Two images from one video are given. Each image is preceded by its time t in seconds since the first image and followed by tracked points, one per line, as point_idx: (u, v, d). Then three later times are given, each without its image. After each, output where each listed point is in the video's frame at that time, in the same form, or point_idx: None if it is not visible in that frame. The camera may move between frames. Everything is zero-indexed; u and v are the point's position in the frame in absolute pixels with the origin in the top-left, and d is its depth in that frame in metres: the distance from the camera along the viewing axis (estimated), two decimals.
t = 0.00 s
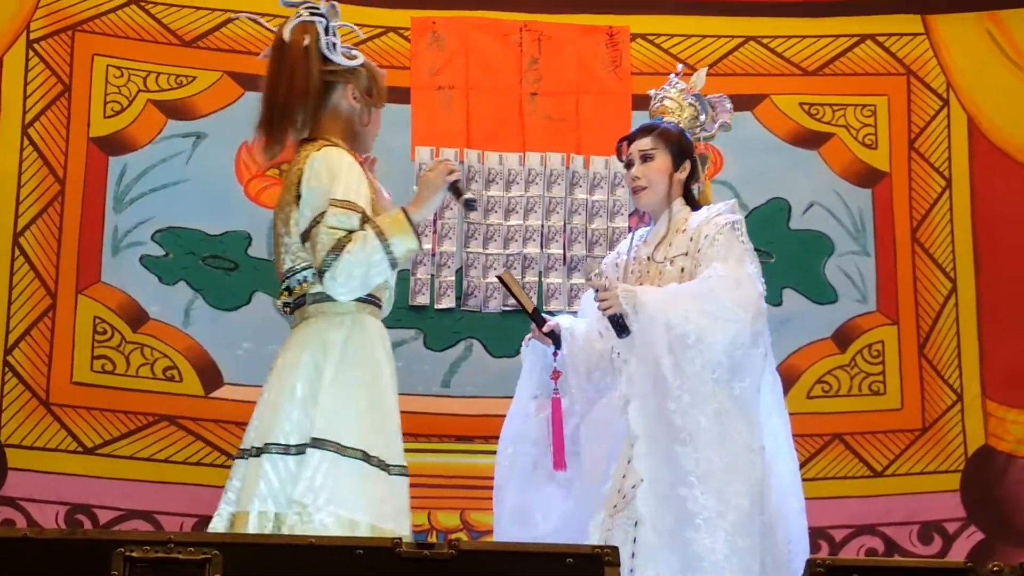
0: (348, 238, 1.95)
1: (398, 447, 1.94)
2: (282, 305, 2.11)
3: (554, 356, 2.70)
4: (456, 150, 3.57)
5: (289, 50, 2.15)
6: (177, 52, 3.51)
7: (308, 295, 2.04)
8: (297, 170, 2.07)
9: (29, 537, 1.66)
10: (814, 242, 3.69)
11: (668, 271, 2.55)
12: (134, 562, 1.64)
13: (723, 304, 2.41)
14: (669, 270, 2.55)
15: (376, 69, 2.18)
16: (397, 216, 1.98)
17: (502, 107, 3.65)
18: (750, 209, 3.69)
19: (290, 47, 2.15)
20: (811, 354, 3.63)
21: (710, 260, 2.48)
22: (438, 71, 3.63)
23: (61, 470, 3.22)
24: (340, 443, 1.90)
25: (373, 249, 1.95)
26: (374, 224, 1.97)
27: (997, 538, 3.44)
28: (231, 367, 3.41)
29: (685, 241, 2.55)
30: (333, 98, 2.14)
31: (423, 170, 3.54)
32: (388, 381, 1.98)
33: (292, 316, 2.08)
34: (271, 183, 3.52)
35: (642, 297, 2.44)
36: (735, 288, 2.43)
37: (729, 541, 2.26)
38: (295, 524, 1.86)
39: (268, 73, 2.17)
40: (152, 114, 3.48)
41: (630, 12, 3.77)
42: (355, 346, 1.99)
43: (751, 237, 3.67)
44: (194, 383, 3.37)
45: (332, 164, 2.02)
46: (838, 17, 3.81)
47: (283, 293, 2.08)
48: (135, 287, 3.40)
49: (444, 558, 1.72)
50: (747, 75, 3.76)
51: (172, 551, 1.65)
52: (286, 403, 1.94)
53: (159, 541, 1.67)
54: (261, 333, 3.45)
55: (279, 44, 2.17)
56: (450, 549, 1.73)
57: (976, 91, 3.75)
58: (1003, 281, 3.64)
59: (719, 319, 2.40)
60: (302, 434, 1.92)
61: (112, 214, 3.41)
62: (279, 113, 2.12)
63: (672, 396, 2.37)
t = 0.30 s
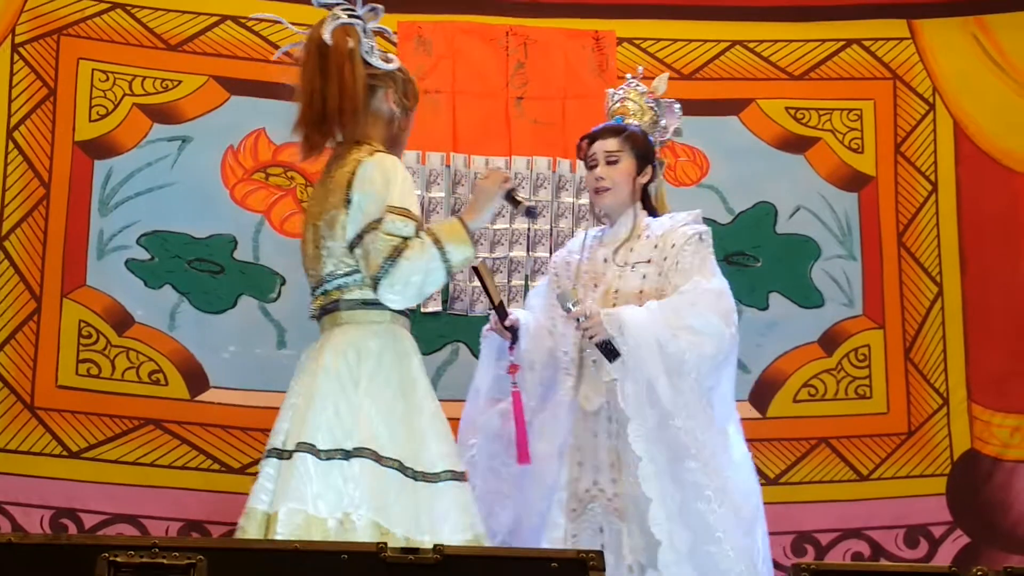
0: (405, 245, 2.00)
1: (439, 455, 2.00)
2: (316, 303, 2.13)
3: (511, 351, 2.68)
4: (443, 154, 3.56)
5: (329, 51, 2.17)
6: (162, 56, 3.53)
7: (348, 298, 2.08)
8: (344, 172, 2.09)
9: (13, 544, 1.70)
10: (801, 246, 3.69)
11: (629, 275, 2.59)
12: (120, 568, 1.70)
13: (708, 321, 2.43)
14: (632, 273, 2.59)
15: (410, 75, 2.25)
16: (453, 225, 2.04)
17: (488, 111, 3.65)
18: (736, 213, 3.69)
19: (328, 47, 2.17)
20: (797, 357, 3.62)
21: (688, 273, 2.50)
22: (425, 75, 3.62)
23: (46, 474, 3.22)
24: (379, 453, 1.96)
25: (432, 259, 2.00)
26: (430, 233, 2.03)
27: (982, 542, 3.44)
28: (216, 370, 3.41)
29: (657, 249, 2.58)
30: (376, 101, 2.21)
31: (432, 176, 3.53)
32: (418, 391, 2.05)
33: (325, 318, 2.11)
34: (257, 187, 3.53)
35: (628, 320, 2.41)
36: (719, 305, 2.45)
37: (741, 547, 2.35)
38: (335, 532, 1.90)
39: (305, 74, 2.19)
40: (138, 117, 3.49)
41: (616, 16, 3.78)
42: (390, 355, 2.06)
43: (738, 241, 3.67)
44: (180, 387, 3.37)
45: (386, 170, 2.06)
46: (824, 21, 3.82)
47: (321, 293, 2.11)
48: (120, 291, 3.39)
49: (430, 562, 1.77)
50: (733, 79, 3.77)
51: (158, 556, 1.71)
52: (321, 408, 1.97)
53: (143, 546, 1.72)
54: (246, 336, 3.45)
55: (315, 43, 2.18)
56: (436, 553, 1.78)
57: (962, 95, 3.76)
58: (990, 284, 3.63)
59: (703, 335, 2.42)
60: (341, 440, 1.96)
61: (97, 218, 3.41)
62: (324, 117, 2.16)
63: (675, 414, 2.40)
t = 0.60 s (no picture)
0: (480, 260, 1.96)
1: (492, 475, 1.88)
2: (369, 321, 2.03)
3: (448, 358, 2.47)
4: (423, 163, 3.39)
5: (380, 58, 2.11)
6: (142, 66, 3.54)
7: (407, 315, 1.98)
8: (403, 185, 2.03)
9: None
10: (782, 256, 3.69)
11: (562, 294, 2.48)
12: None
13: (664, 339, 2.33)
14: (566, 286, 2.49)
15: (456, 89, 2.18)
16: (526, 241, 2.01)
17: (470, 120, 3.62)
18: (717, 224, 3.70)
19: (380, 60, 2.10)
20: (778, 368, 3.63)
21: (637, 293, 2.40)
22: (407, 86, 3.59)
23: (25, 485, 3.20)
24: (438, 468, 1.85)
25: (506, 275, 1.96)
26: (503, 248, 1.98)
27: (963, 552, 3.43)
28: (197, 381, 3.40)
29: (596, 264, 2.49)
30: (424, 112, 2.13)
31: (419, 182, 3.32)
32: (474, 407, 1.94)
33: (380, 335, 2.00)
34: (238, 197, 3.53)
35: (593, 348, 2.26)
36: (671, 328, 2.35)
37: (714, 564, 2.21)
38: (390, 548, 1.78)
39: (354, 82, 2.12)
40: (118, 128, 3.50)
41: (598, 27, 3.79)
42: (450, 369, 1.96)
43: (718, 252, 3.68)
44: (160, 398, 3.37)
45: (454, 186, 2.02)
46: (805, 33, 3.83)
47: (378, 309, 2.01)
48: (100, 301, 3.39)
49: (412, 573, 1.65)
50: (714, 90, 3.78)
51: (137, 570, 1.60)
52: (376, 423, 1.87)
53: (121, 559, 1.61)
54: (226, 347, 3.44)
55: (363, 51, 2.12)
56: (416, 565, 1.66)
57: (942, 106, 3.78)
58: (971, 294, 3.64)
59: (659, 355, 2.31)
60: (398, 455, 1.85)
61: (77, 228, 3.40)
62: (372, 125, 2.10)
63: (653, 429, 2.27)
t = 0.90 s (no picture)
0: (557, 263, 1.80)
1: (575, 476, 1.78)
2: (432, 321, 1.90)
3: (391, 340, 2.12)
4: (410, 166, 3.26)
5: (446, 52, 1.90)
6: (128, 67, 3.55)
7: (482, 316, 1.85)
8: (475, 189, 1.86)
9: None
10: (769, 259, 3.70)
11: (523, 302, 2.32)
12: None
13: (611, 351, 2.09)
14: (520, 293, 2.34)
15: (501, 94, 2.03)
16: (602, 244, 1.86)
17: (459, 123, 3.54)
18: (703, 226, 3.70)
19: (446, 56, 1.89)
20: (764, 370, 3.63)
21: (595, 303, 2.16)
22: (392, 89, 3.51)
23: (11, 486, 3.20)
24: (541, 470, 1.72)
25: (586, 280, 1.81)
26: (578, 251, 1.84)
27: (948, 555, 3.44)
28: (183, 382, 3.40)
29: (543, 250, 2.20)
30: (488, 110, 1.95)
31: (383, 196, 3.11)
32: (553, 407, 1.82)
33: (453, 335, 1.87)
34: (224, 199, 3.54)
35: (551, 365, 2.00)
36: (629, 343, 2.12)
37: None
38: (507, 554, 1.66)
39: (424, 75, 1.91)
40: (104, 129, 3.51)
41: (584, 29, 3.80)
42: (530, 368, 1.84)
43: (704, 255, 3.69)
44: (146, 399, 3.36)
45: (527, 183, 1.84)
46: (791, 36, 3.84)
47: (448, 312, 1.87)
48: (86, 302, 3.39)
49: None
50: (699, 93, 3.79)
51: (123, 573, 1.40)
52: (459, 427, 1.75)
53: (107, 561, 1.41)
54: (212, 348, 3.44)
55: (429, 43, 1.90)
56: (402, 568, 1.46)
57: (929, 109, 3.78)
58: (958, 296, 3.65)
59: (612, 370, 2.07)
60: (479, 458, 1.73)
61: (63, 229, 3.41)
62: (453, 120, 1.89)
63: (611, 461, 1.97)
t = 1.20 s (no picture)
0: (612, 284, 1.77)
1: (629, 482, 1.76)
2: (471, 330, 1.83)
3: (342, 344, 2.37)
4: (395, 169, 3.34)
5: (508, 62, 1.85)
6: (112, 68, 3.55)
7: (530, 328, 1.79)
8: (529, 203, 1.80)
9: None
10: (753, 262, 3.70)
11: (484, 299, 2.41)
12: None
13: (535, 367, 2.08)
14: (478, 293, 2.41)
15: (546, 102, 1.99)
16: (646, 263, 1.84)
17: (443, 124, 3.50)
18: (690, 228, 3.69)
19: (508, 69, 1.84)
20: (749, 373, 3.63)
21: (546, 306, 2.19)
22: (378, 90, 3.51)
23: None
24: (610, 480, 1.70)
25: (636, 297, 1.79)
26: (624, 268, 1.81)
27: (933, 558, 3.43)
28: (168, 384, 3.40)
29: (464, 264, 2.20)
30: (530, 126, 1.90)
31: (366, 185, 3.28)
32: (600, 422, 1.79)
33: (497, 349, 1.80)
34: (209, 201, 3.54)
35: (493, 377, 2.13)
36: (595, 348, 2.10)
37: None
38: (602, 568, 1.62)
39: (475, 82, 1.85)
40: (89, 130, 3.51)
41: (569, 32, 3.81)
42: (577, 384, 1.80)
43: (689, 258, 3.70)
44: (130, 400, 3.36)
45: (578, 200, 1.81)
46: (776, 39, 3.85)
47: (493, 323, 1.80)
48: (71, 304, 3.39)
49: None
50: (683, 96, 3.79)
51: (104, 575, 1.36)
52: (528, 440, 1.71)
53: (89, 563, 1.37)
54: (196, 350, 3.44)
55: (479, 51, 1.85)
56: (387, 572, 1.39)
57: (914, 112, 3.79)
58: (942, 298, 3.65)
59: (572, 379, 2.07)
60: (552, 470, 1.69)
61: (47, 230, 3.40)
62: (508, 127, 1.84)
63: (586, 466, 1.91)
